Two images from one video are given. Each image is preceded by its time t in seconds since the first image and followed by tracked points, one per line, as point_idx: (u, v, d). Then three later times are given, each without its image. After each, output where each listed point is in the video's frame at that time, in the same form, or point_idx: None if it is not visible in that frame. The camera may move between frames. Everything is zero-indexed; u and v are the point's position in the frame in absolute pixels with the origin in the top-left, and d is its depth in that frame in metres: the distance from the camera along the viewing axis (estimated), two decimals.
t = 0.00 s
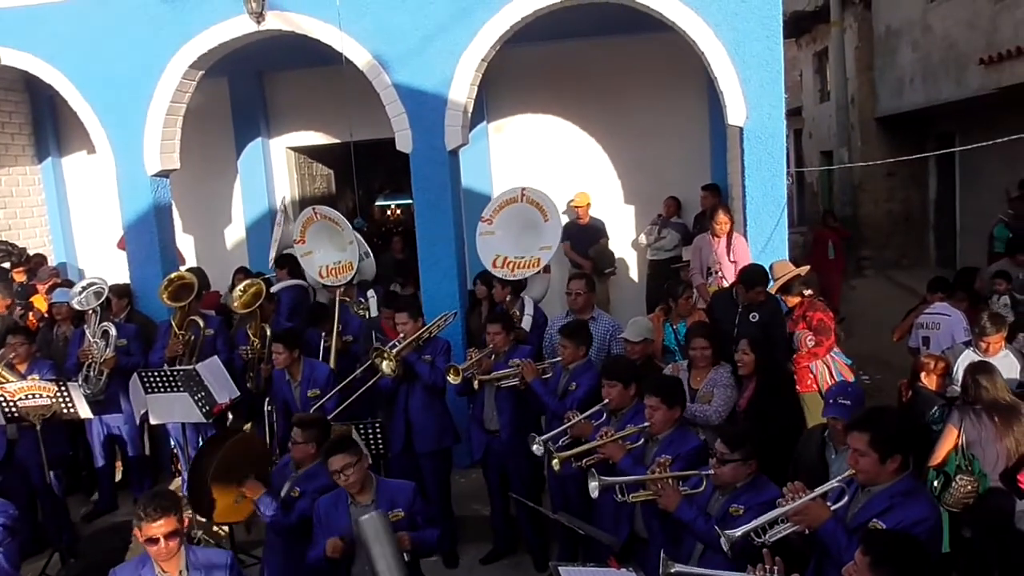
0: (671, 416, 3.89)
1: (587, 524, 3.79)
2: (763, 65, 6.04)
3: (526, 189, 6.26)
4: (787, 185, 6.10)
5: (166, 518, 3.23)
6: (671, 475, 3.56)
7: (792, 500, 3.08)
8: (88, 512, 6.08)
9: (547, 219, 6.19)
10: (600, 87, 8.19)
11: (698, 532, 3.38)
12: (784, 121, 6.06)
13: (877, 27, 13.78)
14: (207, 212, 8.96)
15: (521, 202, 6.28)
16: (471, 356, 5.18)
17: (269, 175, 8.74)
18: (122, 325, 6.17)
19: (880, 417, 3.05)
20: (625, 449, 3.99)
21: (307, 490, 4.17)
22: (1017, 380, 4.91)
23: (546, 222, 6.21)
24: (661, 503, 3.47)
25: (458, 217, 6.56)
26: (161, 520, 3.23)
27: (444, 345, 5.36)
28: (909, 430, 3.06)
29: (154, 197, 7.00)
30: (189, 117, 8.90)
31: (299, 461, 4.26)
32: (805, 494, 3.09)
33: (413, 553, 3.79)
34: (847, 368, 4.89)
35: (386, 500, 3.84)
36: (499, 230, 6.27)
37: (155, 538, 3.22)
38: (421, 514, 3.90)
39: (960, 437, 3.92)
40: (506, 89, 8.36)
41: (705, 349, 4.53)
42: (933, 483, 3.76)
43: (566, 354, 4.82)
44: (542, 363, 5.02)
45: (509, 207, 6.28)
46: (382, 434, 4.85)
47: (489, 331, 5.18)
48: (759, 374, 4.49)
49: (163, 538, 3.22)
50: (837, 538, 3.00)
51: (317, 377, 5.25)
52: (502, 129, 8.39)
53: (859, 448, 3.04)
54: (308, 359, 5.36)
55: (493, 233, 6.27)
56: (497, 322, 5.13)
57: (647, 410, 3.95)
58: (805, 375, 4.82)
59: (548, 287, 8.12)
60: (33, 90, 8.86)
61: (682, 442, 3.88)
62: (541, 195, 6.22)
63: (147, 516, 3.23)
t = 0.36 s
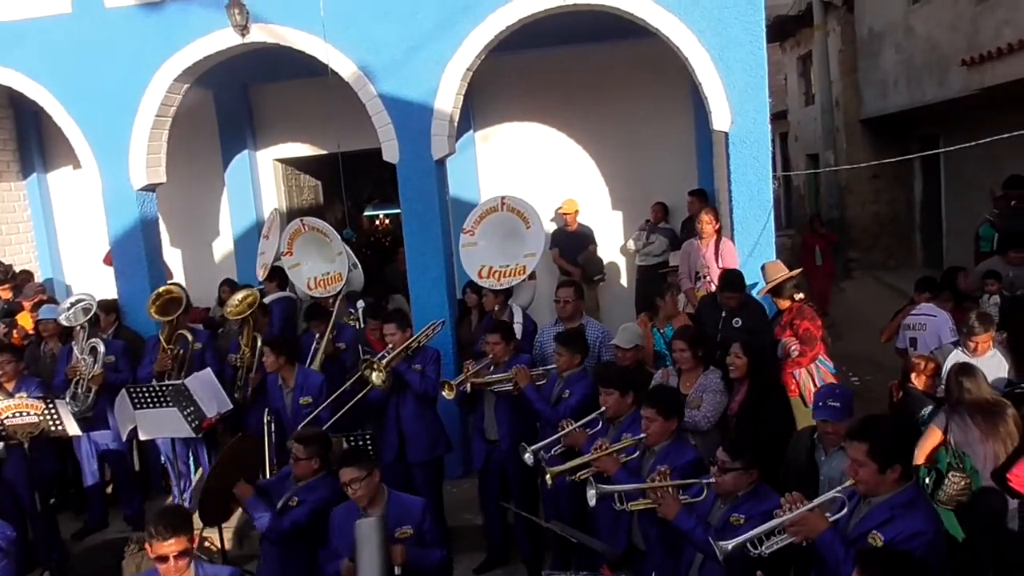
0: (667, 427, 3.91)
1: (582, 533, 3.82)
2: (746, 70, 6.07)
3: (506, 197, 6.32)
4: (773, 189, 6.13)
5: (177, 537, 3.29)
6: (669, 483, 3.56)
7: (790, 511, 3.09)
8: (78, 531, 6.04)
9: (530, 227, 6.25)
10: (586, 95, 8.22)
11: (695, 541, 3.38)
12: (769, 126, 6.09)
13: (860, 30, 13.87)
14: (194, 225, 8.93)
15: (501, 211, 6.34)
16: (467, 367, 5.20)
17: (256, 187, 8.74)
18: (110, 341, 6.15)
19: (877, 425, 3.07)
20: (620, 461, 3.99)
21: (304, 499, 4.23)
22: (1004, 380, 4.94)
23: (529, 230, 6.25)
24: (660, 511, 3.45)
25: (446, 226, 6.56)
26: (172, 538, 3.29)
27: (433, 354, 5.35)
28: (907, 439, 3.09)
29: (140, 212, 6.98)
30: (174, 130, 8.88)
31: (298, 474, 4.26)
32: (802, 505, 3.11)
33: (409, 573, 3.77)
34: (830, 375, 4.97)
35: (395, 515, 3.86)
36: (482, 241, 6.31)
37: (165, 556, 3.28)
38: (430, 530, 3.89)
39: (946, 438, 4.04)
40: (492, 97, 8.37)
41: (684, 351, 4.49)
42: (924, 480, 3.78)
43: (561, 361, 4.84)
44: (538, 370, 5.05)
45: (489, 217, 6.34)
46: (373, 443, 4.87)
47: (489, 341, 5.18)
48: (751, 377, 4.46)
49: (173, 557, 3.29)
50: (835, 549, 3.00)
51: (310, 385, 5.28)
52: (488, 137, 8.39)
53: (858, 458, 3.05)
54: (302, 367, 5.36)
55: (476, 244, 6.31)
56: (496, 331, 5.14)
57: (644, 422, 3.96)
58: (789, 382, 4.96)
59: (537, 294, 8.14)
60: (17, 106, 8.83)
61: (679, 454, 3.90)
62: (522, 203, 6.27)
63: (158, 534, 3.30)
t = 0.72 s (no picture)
0: (640, 452, 3.89)
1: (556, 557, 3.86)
2: (709, 91, 6.14)
3: (474, 222, 6.32)
4: (738, 208, 6.20)
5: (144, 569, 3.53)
6: (647, 508, 3.57)
7: (772, 535, 3.16)
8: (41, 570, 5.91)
9: (499, 250, 6.27)
10: (552, 117, 8.27)
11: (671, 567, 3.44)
12: (732, 146, 6.16)
13: (820, 49, 14.11)
14: (159, 253, 8.84)
15: (469, 235, 6.34)
16: (441, 395, 5.28)
17: (222, 213, 8.68)
18: (73, 374, 6.02)
19: (858, 451, 3.08)
20: (594, 488, 4.01)
21: (260, 519, 4.27)
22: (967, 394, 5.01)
23: (497, 254, 6.29)
24: (637, 538, 3.51)
25: (414, 250, 6.55)
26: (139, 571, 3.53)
27: (400, 380, 5.31)
28: (892, 463, 3.10)
29: (103, 241, 6.90)
30: (137, 158, 8.80)
31: (250, 499, 4.30)
32: (784, 530, 3.18)
33: None
34: (796, 392, 4.93)
35: (374, 547, 3.84)
36: (450, 265, 6.31)
37: None
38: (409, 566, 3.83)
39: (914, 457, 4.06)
40: (458, 120, 8.38)
41: (659, 365, 4.55)
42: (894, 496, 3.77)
43: (531, 384, 4.82)
44: (506, 397, 4.99)
45: (457, 241, 6.33)
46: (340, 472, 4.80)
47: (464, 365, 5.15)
48: (721, 395, 4.48)
49: None
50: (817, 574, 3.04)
51: (278, 410, 5.19)
52: (454, 160, 8.40)
53: (841, 483, 3.07)
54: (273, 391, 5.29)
55: (443, 268, 6.30)
56: (471, 356, 5.10)
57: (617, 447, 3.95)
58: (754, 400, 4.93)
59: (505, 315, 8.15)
60: None
61: (653, 478, 3.88)
62: (490, 227, 6.28)
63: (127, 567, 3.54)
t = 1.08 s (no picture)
0: (605, 468, 3.89)
1: None
2: (674, 110, 6.21)
3: (444, 237, 6.31)
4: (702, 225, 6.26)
5: None
6: (616, 526, 3.61)
7: (738, 552, 3.21)
8: None
9: (470, 266, 6.29)
10: (519, 133, 8.30)
11: None
12: (696, 165, 6.23)
13: (783, 70, 14.35)
14: (118, 266, 8.61)
15: (439, 250, 6.33)
16: (404, 410, 5.23)
17: (185, 227, 8.59)
18: (30, 392, 5.93)
19: (826, 470, 3.12)
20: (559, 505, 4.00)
21: (199, 535, 4.19)
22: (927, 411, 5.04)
23: (468, 269, 6.30)
24: (606, 557, 3.54)
25: (380, 265, 6.52)
26: None
27: (364, 397, 5.27)
28: (857, 482, 3.12)
29: (61, 255, 6.77)
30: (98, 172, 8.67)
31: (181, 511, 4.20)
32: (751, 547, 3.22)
33: None
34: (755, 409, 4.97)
35: (334, 567, 3.78)
36: (418, 281, 6.28)
37: None
38: None
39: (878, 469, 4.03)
40: (425, 136, 8.37)
41: (628, 382, 4.49)
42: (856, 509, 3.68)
43: (494, 401, 4.81)
44: (465, 417, 4.99)
45: (426, 256, 6.31)
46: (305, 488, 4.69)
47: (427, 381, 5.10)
48: (687, 410, 4.51)
49: None
50: None
51: (241, 424, 5.13)
52: (421, 175, 8.37)
53: (809, 502, 3.09)
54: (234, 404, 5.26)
55: (411, 283, 6.26)
56: (434, 372, 5.06)
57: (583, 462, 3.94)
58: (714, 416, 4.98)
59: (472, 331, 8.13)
60: None
61: (619, 494, 3.88)
62: (461, 243, 6.30)
63: None
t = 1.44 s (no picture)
0: (585, 476, 3.90)
1: None
2: (662, 124, 6.24)
3: (433, 247, 6.32)
4: (689, 239, 6.29)
5: None
6: (594, 536, 3.61)
7: (713, 559, 3.26)
8: None
9: (459, 276, 6.30)
10: (507, 144, 8.32)
11: None
12: (684, 178, 6.26)
13: (771, 86, 14.46)
14: (104, 272, 8.63)
15: (428, 260, 6.33)
16: (380, 419, 5.17)
17: (170, 233, 8.54)
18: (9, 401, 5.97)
19: (800, 478, 3.13)
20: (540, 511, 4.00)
21: (170, 543, 4.23)
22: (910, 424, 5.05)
23: (457, 279, 6.31)
24: (583, 567, 3.58)
25: (366, 274, 6.50)
26: None
27: (348, 406, 5.24)
28: (827, 490, 3.15)
29: (45, 260, 6.73)
30: (83, 177, 8.62)
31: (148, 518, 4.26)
32: (724, 554, 3.27)
33: None
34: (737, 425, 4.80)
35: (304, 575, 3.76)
36: (406, 290, 6.28)
37: None
38: None
39: (859, 482, 3.97)
40: (413, 146, 8.38)
41: (612, 395, 4.49)
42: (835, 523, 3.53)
43: (472, 411, 4.81)
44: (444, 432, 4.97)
45: (415, 266, 6.32)
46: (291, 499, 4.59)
47: (400, 390, 5.11)
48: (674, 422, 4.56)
49: None
50: None
51: (224, 431, 5.11)
52: (408, 185, 8.37)
53: (781, 508, 3.11)
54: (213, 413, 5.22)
55: (400, 293, 6.27)
56: (408, 382, 5.07)
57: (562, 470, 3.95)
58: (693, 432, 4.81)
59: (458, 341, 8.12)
60: None
61: (597, 502, 3.89)
62: (450, 252, 6.31)
63: None
